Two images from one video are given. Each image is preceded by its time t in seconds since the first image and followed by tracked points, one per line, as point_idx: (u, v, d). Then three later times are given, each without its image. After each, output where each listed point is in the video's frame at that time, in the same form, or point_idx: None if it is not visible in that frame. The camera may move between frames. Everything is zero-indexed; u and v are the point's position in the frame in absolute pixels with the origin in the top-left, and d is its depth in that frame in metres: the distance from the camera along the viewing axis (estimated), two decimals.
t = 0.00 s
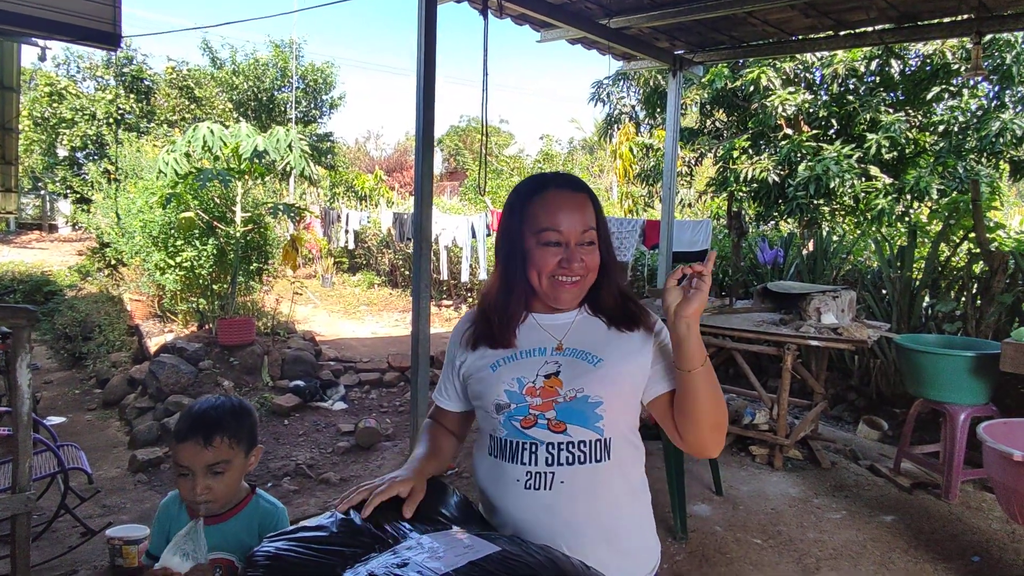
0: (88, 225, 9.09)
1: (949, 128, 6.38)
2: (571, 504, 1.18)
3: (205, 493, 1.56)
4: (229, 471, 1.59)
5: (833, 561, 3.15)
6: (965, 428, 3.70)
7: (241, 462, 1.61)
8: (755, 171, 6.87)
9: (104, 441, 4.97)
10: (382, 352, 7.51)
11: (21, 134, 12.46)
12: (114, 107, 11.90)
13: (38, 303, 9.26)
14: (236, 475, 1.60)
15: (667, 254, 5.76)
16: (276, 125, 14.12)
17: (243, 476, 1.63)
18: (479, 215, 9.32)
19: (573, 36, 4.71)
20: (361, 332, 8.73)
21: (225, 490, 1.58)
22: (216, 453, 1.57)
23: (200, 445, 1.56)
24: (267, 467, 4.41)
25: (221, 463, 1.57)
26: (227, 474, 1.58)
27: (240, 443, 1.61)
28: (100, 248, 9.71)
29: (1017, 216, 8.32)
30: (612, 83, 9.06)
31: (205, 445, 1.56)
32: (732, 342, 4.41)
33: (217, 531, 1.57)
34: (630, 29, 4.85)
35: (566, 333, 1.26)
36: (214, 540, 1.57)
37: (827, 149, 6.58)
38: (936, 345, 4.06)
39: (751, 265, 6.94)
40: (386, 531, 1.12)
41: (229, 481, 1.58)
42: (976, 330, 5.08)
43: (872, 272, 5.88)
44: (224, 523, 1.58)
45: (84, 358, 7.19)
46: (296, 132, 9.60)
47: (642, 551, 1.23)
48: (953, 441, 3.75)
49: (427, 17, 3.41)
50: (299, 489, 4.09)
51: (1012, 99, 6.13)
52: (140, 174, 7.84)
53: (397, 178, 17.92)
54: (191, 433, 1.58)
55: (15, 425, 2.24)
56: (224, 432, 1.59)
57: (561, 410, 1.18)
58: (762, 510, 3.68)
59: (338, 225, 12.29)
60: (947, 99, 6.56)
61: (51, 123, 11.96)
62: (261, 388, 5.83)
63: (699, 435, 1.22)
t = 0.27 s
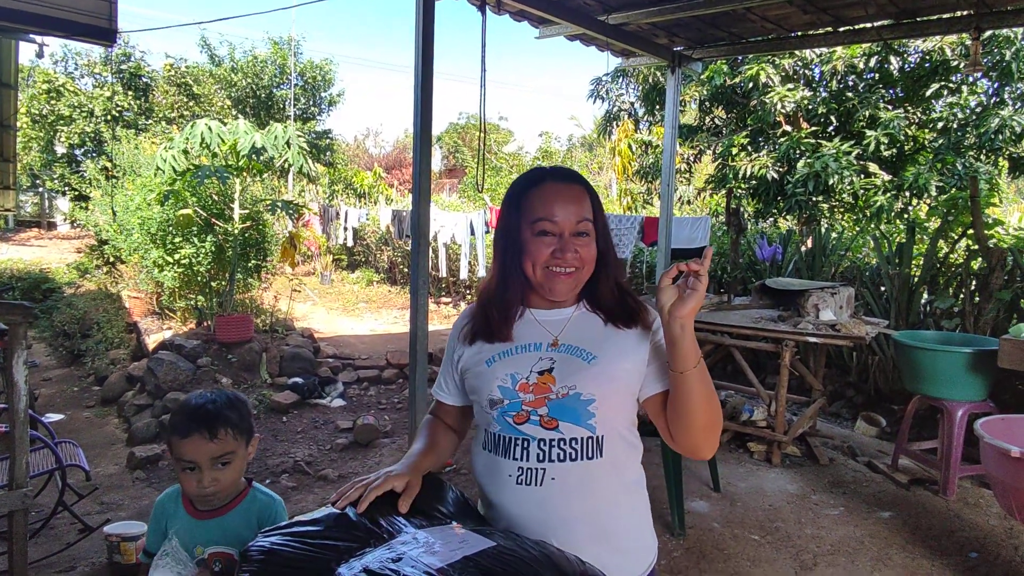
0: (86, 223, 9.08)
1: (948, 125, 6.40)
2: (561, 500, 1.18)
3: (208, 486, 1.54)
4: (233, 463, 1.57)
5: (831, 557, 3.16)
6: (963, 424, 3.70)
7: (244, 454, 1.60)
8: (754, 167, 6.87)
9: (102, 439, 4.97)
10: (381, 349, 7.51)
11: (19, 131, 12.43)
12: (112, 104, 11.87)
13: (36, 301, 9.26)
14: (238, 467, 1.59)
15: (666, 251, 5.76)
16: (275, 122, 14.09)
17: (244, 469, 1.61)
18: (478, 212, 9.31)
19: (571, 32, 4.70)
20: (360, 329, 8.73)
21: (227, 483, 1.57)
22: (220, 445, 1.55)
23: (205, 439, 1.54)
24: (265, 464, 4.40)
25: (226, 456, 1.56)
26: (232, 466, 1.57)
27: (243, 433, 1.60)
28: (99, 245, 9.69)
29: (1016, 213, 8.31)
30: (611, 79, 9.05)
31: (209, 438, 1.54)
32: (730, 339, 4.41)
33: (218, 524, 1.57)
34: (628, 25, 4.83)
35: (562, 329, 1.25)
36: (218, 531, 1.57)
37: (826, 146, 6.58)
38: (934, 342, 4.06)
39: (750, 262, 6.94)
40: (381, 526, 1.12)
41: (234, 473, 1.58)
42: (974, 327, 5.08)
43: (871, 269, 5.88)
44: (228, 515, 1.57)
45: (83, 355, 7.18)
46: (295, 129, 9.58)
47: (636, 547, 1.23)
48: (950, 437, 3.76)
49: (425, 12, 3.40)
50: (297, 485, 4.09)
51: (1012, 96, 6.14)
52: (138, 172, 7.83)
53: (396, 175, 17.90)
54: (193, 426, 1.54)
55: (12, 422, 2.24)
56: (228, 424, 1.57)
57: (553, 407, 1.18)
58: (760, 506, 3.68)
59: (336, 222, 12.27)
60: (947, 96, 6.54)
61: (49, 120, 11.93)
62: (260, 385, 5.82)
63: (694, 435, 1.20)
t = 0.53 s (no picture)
0: (86, 222, 9.07)
1: (948, 123, 6.42)
2: (542, 498, 1.19)
3: (210, 482, 1.54)
4: (235, 459, 1.57)
5: (830, 555, 3.17)
6: (963, 422, 3.71)
7: (245, 450, 1.60)
8: (754, 166, 6.87)
9: (103, 438, 4.97)
10: (381, 348, 7.52)
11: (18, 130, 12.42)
12: (112, 103, 11.87)
13: (36, 300, 9.26)
14: (239, 463, 1.59)
15: (666, 250, 5.76)
16: (275, 121, 14.08)
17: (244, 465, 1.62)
18: (478, 211, 9.31)
19: (571, 31, 4.70)
20: (360, 328, 8.73)
21: (230, 479, 1.57)
22: (222, 443, 1.55)
23: (207, 436, 1.53)
24: (266, 463, 4.41)
25: (228, 452, 1.56)
26: (234, 463, 1.57)
27: (243, 431, 1.61)
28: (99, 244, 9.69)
29: (1016, 211, 8.31)
30: (611, 78, 9.05)
31: (212, 436, 1.54)
32: (730, 337, 4.42)
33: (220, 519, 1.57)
34: (628, 24, 4.83)
35: (558, 329, 1.25)
36: (221, 528, 1.57)
37: (826, 144, 6.57)
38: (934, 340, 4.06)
39: (750, 261, 6.95)
40: (381, 525, 1.12)
41: (236, 469, 1.58)
42: (974, 325, 5.09)
43: (871, 268, 5.88)
44: (230, 510, 1.57)
45: (83, 354, 7.19)
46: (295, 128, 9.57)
47: (625, 553, 1.21)
48: (950, 435, 3.76)
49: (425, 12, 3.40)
50: (298, 484, 4.10)
51: (1012, 94, 6.12)
52: (139, 171, 7.83)
53: (396, 173, 17.91)
54: (194, 425, 1.54)
55: (12, 421, 2.24)
56: (230, 422, 1.58)
57: (537, 406, 1.19)
58: (760, 504, 3.69)
59: (336, 221, 12.27)
60: (947, 95, 6.56)
61: (48, 119, 11.93)
62: (260, 384, 5.83)
63: (683, 447, 1.12)
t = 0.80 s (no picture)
0: (87, 222, 9.08)
1: (949, 122, 6.43)
2: (531, 495, 1.20)
3: (212, 481, 1.54)
4: (236, 457, 1.57)
5: (831, 555, 3.17)
6: (963, 422, 3.71)
7: (244, 447, 1.60)
8: (755, 166, 6.86)
9: (104, 438, 4.98)
10: (382, 348, 7.52)
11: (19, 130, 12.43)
12: (113, 103, 11.87)
13: (38, 300, 9.27)
14: (240, 460, 1.59)
15: (667, 250, 5.76)
16: (276, 121, 14.08)
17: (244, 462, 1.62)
18: (479, 211, 9.31)
19: (572, 31, 4.70)
20: (361, 328, 8.74)
21: (230, 477, 1.57)
22: (223, 441, 1.55)
23: (207, 436, 1.53)
24: (267, 462, 4.41)
25: (229, 451, 1.56)
26: (234, 461, 1.57)
27: (242, 429, 1.60)
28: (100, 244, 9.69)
29: (1016, 211, 8.31)
30: (612, 78, 9.05)
31: (212, 435, 1.53)
32: (730, 337, 4.43)
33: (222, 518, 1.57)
34: (629, 24, 4.83)
35: (560, 329, 1.26)
36: (223, 527, 1.57)
37: (827, 144, 6.57)
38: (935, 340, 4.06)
39: (751, 261, 6.95)
40: (385, 524, 1.13)
41: (237, 468, 1.58)
42: (975, 325, 5.09)
43: (872, 267, 5.89)
44: (231, 507, 1.58)
45: (84, 354, 7.20)
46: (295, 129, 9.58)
47: (617, 557, 1.20)
48: (950, 435, 3.76)
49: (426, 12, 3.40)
50: (299, 484, 4.10)
51: (1013, 94, 6.11)
52: (139, 171, 7.84)
53: (397, 173, 17.91)
54: (194, 425, 1.52)
55: (14, 421, 2.24)
56: (229, 419, 1.57)
57: (529, 403, 1.20)
58: (761, 504, 3.69)
59: (337, 221, 12.26)
60: (948, 94, 6.56)
61: (49, 119, 11.95)
62: (261, 384, 5.83)
63: (671, 453, 1.10)
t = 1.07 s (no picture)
0: (87, 222, 9.08)
1: (949, 122, 6.42)
2: (534, 494, 1.21)
3: (213, 480, 1.54)
4: (237, 455, 1.57)
5: (831, 554, 3.17)
6: (963, 421, 3.71)
7: (245, 446, 1.60)
8: (755, 165, 6.86)
9: (105, 437, 4.99)
10: (382, 348, 7.52)
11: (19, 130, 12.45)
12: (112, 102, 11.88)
13: (38, 299, 9.27)
14: (241, 460, 1.59)
15: (667, 249, 5.76)
16: (276, 121, 14.08)
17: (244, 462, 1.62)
18: (479, 210, 9.31)
19: (572, 30, 4.70)
20: (361, 328, 8.74)
21: (231, 477, 1.57)
22: (224, 439, 1.55)
23: (209, 434, 1.53)
24: (268, 462, 4.42)
25: (229, 450, 1.56)
26: (235, 459, 1.57)
27: (243, 428, 1.60)
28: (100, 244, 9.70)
29: (1016, 210, 8.31)
30: (612, 77, 9.04)
31: (214, 433, 1.53)
32: (731, 336, 4.43)
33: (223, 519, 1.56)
34: (629, 23, 4.83)
35: (565, 329, 1.26)
36: (224, 528, 1.56)
37: (827, 143, 6.57)
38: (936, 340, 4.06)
39: (751, 261, 6.94)
40: (386, 524, 1.13)
41: (237, 467, 1.58)
42: (976, 324, 5.09)
43: (872, 267, 5.89)
44: (232, 507, 1.57)
45: (85, 354, 7.20)
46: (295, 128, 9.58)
47: (620, 557, 1.20)
48: (950, 435, 3.76)
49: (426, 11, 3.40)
50: (299, 484, 4.10)
51: (1013, 93, 6.10)
52: (140, 170, 7.84)
53: (397, 173, 17.91)
54: (195, 423, 1.52)
55: (14, 421, 2.24)
56: (230, 418, 1.57)
57: (535, 404, 1.20)
58: (761, 503, 3.69)
59: (337, 220, 12.26)
60: (948, 93, 6.56)
61: (49, 119, 11.97)
62: (262, 384, 5.83)
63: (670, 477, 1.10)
